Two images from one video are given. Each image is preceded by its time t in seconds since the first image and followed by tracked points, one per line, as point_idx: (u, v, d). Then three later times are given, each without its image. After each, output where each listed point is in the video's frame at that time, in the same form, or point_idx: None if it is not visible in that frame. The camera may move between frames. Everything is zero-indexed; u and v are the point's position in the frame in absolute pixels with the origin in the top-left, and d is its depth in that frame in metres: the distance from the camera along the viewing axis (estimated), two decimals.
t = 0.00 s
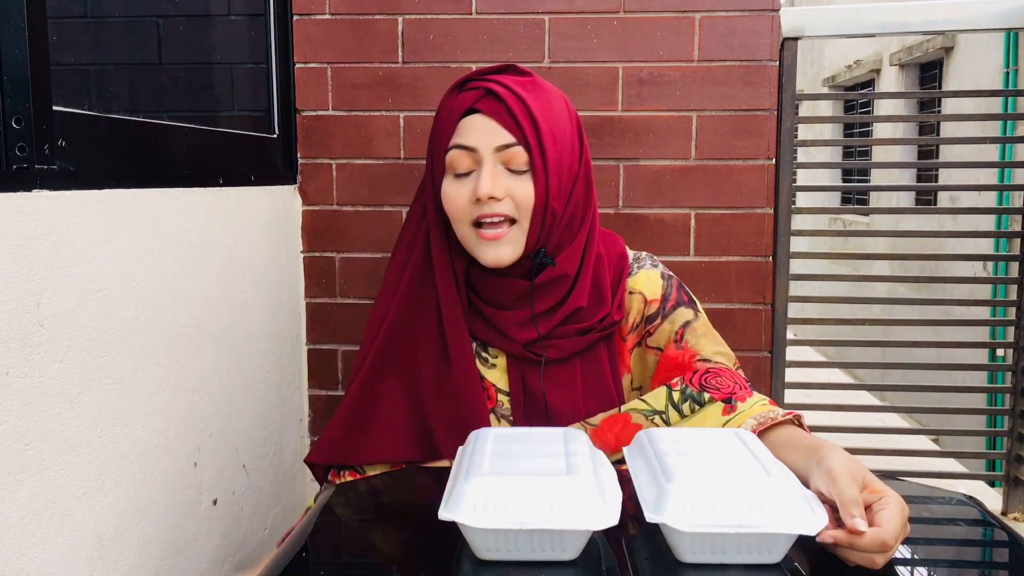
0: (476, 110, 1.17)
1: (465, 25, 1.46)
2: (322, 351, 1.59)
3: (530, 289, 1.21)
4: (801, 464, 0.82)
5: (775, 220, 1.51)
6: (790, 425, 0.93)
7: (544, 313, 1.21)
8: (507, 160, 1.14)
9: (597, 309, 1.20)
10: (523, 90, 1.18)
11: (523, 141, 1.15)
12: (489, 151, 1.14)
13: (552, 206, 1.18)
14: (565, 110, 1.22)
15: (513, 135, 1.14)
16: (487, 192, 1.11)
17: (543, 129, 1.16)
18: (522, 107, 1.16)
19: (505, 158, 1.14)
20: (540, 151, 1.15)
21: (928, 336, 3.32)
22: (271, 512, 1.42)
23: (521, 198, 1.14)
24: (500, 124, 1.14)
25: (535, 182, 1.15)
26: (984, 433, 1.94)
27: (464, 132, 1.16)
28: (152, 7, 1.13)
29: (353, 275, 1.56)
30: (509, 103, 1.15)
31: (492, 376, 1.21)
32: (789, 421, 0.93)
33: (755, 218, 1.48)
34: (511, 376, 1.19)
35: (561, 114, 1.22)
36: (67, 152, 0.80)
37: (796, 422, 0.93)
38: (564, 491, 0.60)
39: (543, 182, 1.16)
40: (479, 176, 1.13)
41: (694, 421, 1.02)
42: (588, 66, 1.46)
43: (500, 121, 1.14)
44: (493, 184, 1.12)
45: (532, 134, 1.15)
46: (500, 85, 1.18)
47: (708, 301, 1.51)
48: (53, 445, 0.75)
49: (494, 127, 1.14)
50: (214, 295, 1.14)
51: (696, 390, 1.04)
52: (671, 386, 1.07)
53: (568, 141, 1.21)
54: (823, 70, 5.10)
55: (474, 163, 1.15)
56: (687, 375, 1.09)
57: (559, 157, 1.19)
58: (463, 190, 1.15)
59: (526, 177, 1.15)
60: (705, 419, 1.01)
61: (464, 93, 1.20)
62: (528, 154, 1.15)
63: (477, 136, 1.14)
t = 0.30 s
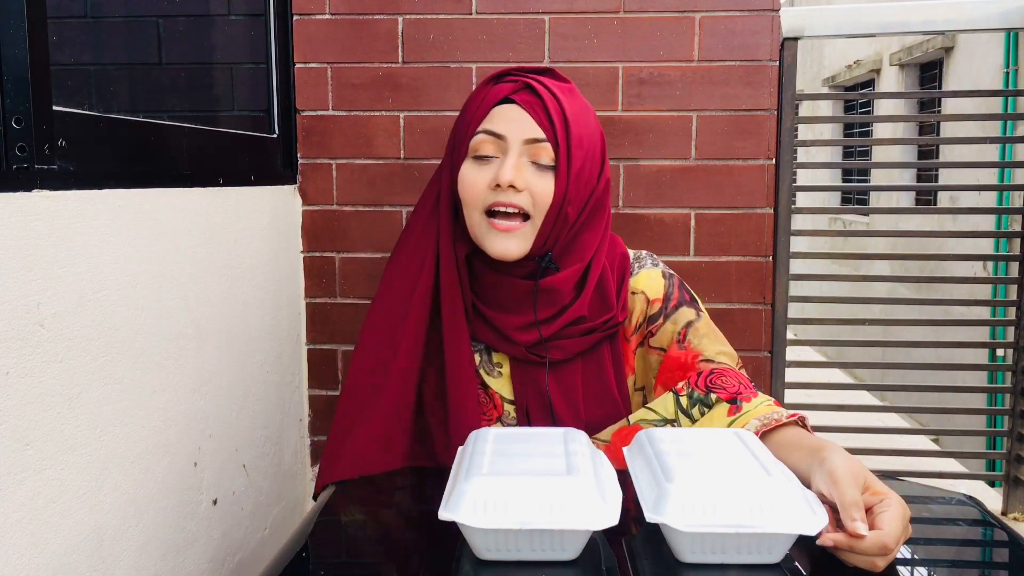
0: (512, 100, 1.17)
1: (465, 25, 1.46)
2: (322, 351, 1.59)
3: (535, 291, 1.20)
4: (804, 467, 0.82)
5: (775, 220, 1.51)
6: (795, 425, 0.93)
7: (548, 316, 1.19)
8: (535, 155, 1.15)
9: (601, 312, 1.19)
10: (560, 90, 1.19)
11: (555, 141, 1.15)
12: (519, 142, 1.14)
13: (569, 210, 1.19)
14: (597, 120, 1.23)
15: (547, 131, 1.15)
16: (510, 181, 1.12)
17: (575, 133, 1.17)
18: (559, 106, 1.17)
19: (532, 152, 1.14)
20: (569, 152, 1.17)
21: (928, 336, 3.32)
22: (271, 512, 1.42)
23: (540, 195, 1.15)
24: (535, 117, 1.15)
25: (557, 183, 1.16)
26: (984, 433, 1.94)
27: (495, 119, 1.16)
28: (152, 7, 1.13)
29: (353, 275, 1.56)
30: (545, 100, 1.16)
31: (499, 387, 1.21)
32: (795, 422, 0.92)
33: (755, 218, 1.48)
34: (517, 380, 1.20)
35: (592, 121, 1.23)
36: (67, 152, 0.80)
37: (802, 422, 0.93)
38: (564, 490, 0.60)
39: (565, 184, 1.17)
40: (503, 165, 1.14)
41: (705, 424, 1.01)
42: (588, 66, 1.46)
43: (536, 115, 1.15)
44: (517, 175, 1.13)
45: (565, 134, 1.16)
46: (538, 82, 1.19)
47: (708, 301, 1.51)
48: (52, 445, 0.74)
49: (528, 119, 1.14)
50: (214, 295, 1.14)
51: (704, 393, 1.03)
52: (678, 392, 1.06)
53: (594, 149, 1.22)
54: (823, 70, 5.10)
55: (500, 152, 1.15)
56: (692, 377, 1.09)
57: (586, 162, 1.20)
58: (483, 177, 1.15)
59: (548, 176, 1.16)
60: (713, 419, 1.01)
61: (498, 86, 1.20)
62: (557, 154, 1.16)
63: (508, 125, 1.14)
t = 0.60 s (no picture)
0: (526, 102, 1.17)
1: (465, 25, 1.46)
2: (322, 351, 1.59)
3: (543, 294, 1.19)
4: (807, 466, 0.82)
5: (775, 220, 1.51)
6: (800, 425, 0.92)
7: (556, 321, 1.19)
8: (550, 158, 1.15)
9: (609, 316, 1.19)
10: (573, 94, 1.20)
11: (568, 143, 1.16)
12: (534, 143, 1.14)
13: (581, 214, 1.19)
14: (607, 124, 1.24)
15: (562, 134, 1.15)
16: (526, 181, 1.11)
17: (588, 137, 1.17)
18: (573, 110, 1.18)
19: (547, 155, 1.15)
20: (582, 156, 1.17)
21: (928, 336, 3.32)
22: (270, 512, 1.42)
23: (553, 197, 1.15)
24: (551, 119, 1.15)
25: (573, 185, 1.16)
26: (984, 433, 1.94)
27: (511, 119, 1.15)
28: (152, 7, 1.13)
29: (353, 274, 1.56)
30: (559, 103, 1.17)
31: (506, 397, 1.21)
32: (800, 423, 0.92)
33: (755, 218, 1.48)
34: (524, 386, 1.21)
35: (602, 125, 1.23)
36: (67, 152, 0.80)
37: (807, 424, 0.92)
38: (564, 491, 0.60)
39: (577, 186, 1.17)
40: (517, 165, 1.14)
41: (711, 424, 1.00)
42: (588, 66, 1.46)
43: (551, 117, 1.15)
44: (533, 175, 1.13)
45: (579, 137, 1.16)
46: (552, 85, 1.19)
47: (708, 301, 1.51)
48: (52, 445, 0.75)
49: (544, 121, 1.15)
50: (214, 295, 1.14)
51: (710, 394, 1.03)
52: (684, 394, 1.06)
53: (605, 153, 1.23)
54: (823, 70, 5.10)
55: (513, 153, 1.15)
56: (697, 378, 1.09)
57: (597, 165, 1.20)
58: (497, 177, 1.14)
59: (561, 178, 1.16)
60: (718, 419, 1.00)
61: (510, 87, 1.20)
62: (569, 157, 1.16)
63: (523, 125, 1.14)
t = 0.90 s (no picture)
0: (527, 106, 1.16)
1: (465, 25, 1.46)
2: (321, 351, 1.59)
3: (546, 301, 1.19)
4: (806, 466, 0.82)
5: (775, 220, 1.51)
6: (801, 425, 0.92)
7: (560, 327, 1.19)
8: (551, 163, 1.15)
9: (612, 320, 1.19)
10: (572, 98, 1.20)
11: (570, 147, 1.16)
12: (537, 148, 1.14)
13: (583, 218, 1.19)
14: (606, 127, 1.24)
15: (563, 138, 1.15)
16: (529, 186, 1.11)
17: (588, 142, 1.17)
18: (573, 114, 1.18)
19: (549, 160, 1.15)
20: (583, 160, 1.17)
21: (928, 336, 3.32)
22: (271, 512, 1.42)
23: (555, 202, 1.15)
24: (552, 124, 1.15)
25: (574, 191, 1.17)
26: (984, 433, 1.94)
27: (513, 123, 1.15)
28: (152, 7, 1.14)
29: (352, 274, 1.56)
30: (560, 107, 1.17)
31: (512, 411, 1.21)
32: (802, 424, 0.92)
33: (755, 218, 1.48)
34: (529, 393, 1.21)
35: (602, 129, 1.23)
36: (67, 152, 0.80)
37: (808, 425, 0.92)
38: (564, 490, 0.60)
39: (579, 191, 1.17)
40: (520, 171, 1.14)
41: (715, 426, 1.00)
42: (588, 66, 1.46)
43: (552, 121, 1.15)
44: (535, 181, 1.13)
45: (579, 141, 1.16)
46: (552, 89, 1.19)
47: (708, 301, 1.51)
48: (52, 445, 0.75)
49: (545, 126, 1.14)
50: (214, 295, 1.14)
51: (715, 394, 1.03)
52: (688, 397, 1.06)
53: (605, 156, 1.23)
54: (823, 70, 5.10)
55: (515, 158, 1.15)
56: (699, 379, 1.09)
57: (597, 169, 1.20)
58: (499, 182, 1.14)
59: (563, 184, 1.16)
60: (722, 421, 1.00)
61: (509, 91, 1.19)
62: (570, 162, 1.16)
63: (524, 130, 1.14)
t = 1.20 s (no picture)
0: (525, 108, 1.16)
1: (465, 25, 1.46)
2: (321, 351, 1.59)
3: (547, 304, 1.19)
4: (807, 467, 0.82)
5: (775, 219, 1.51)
6: (801, 426, 0.92)
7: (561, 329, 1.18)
8: (551, 165, 1.15)
9: (612, 322, 1.19)
10: (571, 99, 1.20)
11: (569, 149, 1.16)
12: (536, 151, 1.14)
13: (583, 219, 1.19)
14: (604, 128, 1.24)
15: (562, 139, 1.15)
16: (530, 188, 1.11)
17: (588, 142, 1.18)
18: (572, 115, 1.18)
19: (549, 162, 1.15)
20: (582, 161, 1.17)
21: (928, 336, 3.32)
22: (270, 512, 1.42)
23: (557, 204, 1.15)
24: (551, 125, 1.15)
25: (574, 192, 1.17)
26: (984, 433, 1.94)
27: (512, 126, 1.15)
28: (152, 7, 1.14)
29: (352, 274, 1.56)
30: (558, 108, 1.17)
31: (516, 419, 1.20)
32: (802, 425, 0.92)
33: (755, 217, 1.48)
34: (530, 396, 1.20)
35: (600, 130, 1.23)
36: (67, 152, 0.80)
37: (809, 425, 0.92)
38: (564, 490, 0.60)
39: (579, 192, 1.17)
40: (521, 174, 1.14)
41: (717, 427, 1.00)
42: (588, 67, 1.46)
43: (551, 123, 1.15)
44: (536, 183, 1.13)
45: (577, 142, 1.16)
46: (550, 90, 1.19)
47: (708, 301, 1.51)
48: (52, 445, 0.74)
49: (545, 128, 1.14)
50: (213, 295, 1.14)
51: (716, 395, 1.03)
52: (689, 398, 1.05)
53: (604, 158, 1.23)
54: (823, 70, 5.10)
55: (515, 161, 1.15)
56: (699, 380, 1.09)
57: (597, 170, 1.20)
58: (500, 185, 1.14)
59: (563, 186, 1.16)
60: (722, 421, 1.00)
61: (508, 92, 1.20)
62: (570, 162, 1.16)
63: (524, 133, 1.14)
